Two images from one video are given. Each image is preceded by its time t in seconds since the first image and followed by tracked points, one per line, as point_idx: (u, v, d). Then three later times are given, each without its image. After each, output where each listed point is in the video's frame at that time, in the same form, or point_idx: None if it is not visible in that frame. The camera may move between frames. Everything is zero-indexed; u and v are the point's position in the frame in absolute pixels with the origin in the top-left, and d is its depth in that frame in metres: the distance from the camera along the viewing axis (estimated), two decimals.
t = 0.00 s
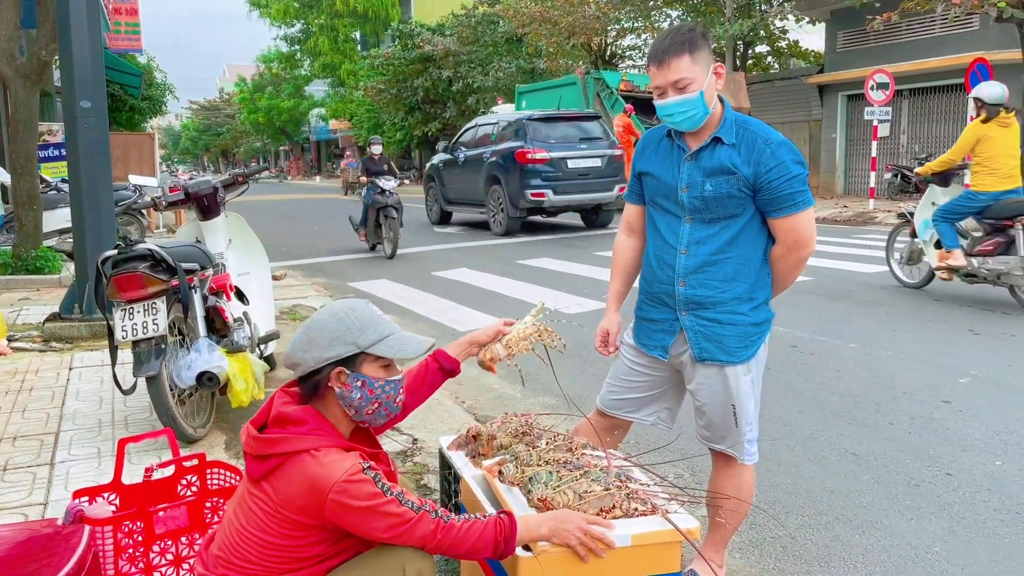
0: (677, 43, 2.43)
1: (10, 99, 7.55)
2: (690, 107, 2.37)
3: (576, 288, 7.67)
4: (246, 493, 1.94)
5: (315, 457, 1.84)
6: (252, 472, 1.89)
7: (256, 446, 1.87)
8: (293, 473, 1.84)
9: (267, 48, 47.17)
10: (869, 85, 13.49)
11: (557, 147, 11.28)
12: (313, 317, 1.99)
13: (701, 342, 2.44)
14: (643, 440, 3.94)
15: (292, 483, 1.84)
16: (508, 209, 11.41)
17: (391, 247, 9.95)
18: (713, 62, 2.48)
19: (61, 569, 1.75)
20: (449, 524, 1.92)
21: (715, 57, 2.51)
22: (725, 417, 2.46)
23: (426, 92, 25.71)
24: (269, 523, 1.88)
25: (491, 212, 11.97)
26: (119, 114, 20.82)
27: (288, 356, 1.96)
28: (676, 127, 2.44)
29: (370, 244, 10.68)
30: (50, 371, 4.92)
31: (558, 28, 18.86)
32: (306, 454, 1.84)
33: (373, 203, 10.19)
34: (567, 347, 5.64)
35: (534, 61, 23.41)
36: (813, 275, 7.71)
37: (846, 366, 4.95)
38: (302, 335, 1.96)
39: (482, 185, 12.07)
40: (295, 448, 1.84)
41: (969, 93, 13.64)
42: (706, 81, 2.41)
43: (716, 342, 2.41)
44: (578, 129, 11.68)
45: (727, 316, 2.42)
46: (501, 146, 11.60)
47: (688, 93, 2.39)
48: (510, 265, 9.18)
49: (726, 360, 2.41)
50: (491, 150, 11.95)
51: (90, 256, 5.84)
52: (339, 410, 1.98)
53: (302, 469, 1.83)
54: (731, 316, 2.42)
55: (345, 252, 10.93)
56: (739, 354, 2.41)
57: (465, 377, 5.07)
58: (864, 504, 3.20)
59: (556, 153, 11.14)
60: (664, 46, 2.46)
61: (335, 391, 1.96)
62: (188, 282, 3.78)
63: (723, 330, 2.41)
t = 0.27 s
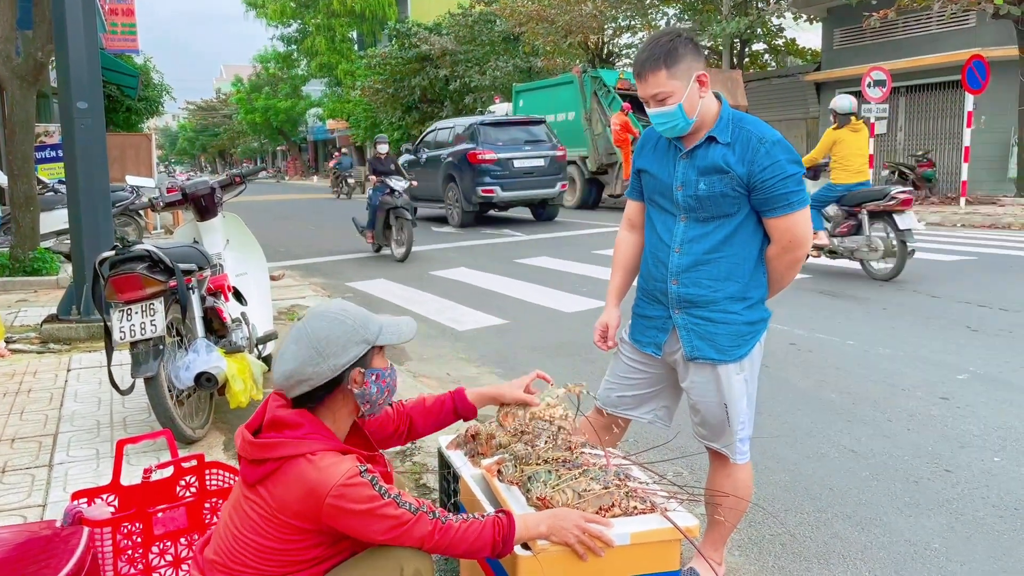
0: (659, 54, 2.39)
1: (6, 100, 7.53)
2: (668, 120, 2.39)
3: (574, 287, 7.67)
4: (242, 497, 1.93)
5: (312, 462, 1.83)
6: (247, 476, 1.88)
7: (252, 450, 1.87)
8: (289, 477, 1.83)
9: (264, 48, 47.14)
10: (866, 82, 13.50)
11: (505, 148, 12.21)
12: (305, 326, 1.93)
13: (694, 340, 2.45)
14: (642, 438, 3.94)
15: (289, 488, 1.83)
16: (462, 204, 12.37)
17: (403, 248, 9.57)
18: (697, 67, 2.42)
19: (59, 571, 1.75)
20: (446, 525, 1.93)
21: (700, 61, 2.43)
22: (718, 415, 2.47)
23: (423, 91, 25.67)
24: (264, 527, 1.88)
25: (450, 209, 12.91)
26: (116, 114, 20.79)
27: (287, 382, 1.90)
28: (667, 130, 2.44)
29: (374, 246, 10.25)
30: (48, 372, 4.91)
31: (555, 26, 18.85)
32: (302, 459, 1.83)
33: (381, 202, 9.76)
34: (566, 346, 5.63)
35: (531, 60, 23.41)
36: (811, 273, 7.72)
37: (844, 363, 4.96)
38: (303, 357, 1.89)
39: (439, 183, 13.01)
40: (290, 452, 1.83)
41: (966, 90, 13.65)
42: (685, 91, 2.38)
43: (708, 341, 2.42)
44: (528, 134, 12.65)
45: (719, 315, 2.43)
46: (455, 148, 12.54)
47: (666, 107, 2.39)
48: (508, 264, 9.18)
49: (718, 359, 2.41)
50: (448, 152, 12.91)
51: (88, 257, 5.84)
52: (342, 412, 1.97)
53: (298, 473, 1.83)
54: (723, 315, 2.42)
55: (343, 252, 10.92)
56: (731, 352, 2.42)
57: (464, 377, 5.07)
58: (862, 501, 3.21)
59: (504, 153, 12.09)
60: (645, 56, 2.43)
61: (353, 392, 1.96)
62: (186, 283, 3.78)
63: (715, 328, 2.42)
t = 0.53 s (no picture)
0: (649, 55, 2.40)
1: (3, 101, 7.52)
2: (661, 119, 2.41)
3: (572, 286, 7.67)
4: (243, 497, 1.94)
5: (311, 464, 1.83)
6: (248, 477, 1.89)
7: (253, 451, 1.88)
8: (289, 479, 1.83)
9: (262, 48, 47.12)
10: (864, 81, 13.52)
11: (461, 150, 13.43)
12: (292, 345, 1.88)
13: (684, 339, 2.46)
14: (640, 437, 3.95)
15: (289, 490, 1.83)
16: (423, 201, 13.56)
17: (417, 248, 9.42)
18: (690, 68, 2.41)
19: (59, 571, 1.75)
20: (446, 528, 1.93)
21: (693, 60, 2.42)
22: (709, 413, 2.48)
23: (421, 91, 25.67)
24: (265, 529, 1.88)
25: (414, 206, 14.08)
26: (113, 115, 20.77)
27: (289, 405, 1.86)
28: (660, 130, 2.45)
29: (379, 247, 10.06)
30: (46, 373, 4.91)
31: (553, 26, 18.86)
32: (301, 462, 1.84)
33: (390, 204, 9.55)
34: (564, 345, 5.64)
35: (529, 59, 23.42)
36: (809, 272, 7.72)
37: (841, 362, 4.97)
38: (298, 380, 1.84)
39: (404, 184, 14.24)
40: (291, 454, 1.84)
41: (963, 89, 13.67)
42: (676, 92, 2.39)
43: (698, 340, 2.43)
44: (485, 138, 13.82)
45: (708, 314, 2.44)
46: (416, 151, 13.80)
47: (658, 107, 2.40)
48: (506, 264, 9.17)
49: (707, 358, 2.42)
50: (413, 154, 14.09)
51: (85, 257, 5.83)
52: (344, 415, 1.97)
53: (298, 476, 1.83)
54: (712, 314, 2.43)
55: (341, 252, 10.92)
56: (719, 353, 2.42)
57: (462, 376, 5.07)
58: (860, 500, 3.21)
59: (460, 155, 13.31)
60: (636, 57, 2.44)
61: (357, 396, 1.97)
62: (185, 283, 3.78)
63: (702, 328, 2.43)
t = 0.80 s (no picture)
0: (643, 55, 2.39)
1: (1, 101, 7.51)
2: (656, 119, 2.41)
3: (571, 286, 7.67)
4: (245, 498, 1.93)
5: (315, 465, 1.83)
6: (251, 478, 1.89)
7: (256, 453, 1.87)
8: (293, 480, 1.83)
9: (260, 49, 47.08)
10: (862, 81, 13.52)
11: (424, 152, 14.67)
12: (298, 346, 1.88)
13: (676, 339, 2.47)
14: (638, 437, 3.95)
15: (292, 492, 1.83)
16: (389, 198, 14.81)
17: (427, 249, 9.46)
18: (684, 67, 2.40)
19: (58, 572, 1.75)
20: (446, 531, 1.92)
21: (687, 60, 2.41)
22: (701, 412, 2.48)
23: (419, 91, 25.66)
24: (268, 530, 1.87)
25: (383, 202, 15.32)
26: (111, 115, 20.73)
27: (298, 405, 1.86)
28: (655, 130, 2.45)
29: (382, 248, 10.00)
30: (44, 373, 4.90)
31: (552, 25, 18.85)
32: (305, 463, 1.83)
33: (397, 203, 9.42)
34: (563, 345, 5.64)
35: (527, 59, 23.43)
36: (807, 272, 7.72)
37: (839, 362, 4.97)
38: (305, 380, 1.84)
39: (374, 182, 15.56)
40: (295, 456, 1.83)
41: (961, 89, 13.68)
42: (672, 92, 2.38)
43: (689, 340, 2.44)
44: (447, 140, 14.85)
45: (699, 314, 2.44)
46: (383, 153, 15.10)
47: (652, 107, 2.40)
48: (505, 264, 9.17)
49: (699, 358, 2.43)
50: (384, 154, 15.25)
51: (83, 257, 5.82)
52: (347, 416, 1.96)
53: (302, 477, 1.83)
54: (703, 315, 2.44)
55: (340, 252, 10.91)
56: (709, 353, 2.42)
57: (460, 376, 5.07)
58: (858, 499, 3.21)
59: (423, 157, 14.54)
60: (631, 58, 2.43)
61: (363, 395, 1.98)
62: (182, 283, 3.78)
63: (693, 328, 2.44)
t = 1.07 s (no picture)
0: (638, 58, 2.41)
1: None
2: (654, 121, 2.41)
3: (570, 286, 7.67)
4: (246, 493, 1.93)
5: (318, 457, 1.83)
6: (253, 473, 1.89)
7: (258, 446, 1.87)
8: (297, 472, 1.83)
9: (258, 48, 47.07)
10: (860, 81, 13.53)
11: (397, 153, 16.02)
12: (326, 329, 1.92)
13: (676, 339, 2.47)
14: (637, 437, 3.95)
15: (296, 484, 1.83)
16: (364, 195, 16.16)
17: (428, 249, 9.47)
18: (680, 67, 2.41)
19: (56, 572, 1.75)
20: (444, 531, 1.92)
21: (683, 61, 2.42)
22: (699, 410, 2.48)
23: (418, 91, 25.67)
24: (270, 525, 1.87)
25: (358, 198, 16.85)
26: (109, 114, 20.71)
27: (324, 386, 1.88)
28: (652, 132, 2.46)
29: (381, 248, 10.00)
30: (42, 373, 4.90)
31: (550, 25, 18.85)
32: (309, 453, 1.84)
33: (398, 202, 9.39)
34: (561, 345, 5.64)
35: (526, 59, 23.45)
36: (806, 272, 7.73)
37: (838, 361, 4.98)
38: (339, 361, 1.89)
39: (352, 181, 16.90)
40: (298, 446, 1.84)
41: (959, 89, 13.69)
42: (668, 93, 2.39)
43: (690, 340, 2.44)
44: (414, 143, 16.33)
45: (699, 315, 2.44)
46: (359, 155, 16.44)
47: (650, 109, 2.41)
48: (503, 264, 9.17)
49: (698, 358, 2.43)
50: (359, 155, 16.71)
51: (82, 257, 5.82)
52: (353, 407, 1.98)
53: (306, 469, 1.83)
54: (703, 316, 2.44)
55: (338, 251, 10.90)
56: (710, 353, 2.43)
57: (458, 376, 5.06)
58: (857, 499, 3.22)
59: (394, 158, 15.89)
60: (626, 60, 2.44)
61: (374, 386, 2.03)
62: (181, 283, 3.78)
63: (694, 330, 2.44)
